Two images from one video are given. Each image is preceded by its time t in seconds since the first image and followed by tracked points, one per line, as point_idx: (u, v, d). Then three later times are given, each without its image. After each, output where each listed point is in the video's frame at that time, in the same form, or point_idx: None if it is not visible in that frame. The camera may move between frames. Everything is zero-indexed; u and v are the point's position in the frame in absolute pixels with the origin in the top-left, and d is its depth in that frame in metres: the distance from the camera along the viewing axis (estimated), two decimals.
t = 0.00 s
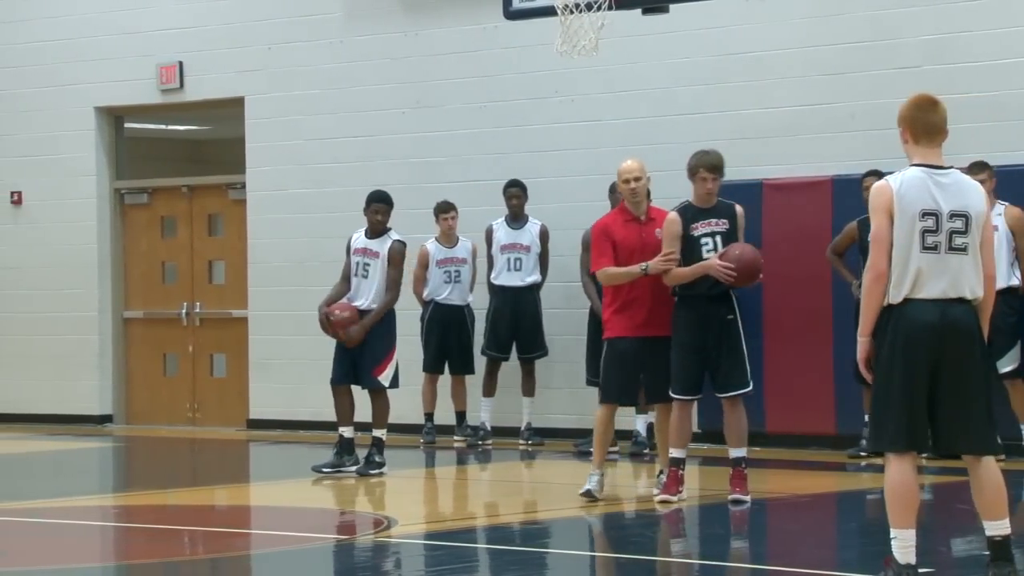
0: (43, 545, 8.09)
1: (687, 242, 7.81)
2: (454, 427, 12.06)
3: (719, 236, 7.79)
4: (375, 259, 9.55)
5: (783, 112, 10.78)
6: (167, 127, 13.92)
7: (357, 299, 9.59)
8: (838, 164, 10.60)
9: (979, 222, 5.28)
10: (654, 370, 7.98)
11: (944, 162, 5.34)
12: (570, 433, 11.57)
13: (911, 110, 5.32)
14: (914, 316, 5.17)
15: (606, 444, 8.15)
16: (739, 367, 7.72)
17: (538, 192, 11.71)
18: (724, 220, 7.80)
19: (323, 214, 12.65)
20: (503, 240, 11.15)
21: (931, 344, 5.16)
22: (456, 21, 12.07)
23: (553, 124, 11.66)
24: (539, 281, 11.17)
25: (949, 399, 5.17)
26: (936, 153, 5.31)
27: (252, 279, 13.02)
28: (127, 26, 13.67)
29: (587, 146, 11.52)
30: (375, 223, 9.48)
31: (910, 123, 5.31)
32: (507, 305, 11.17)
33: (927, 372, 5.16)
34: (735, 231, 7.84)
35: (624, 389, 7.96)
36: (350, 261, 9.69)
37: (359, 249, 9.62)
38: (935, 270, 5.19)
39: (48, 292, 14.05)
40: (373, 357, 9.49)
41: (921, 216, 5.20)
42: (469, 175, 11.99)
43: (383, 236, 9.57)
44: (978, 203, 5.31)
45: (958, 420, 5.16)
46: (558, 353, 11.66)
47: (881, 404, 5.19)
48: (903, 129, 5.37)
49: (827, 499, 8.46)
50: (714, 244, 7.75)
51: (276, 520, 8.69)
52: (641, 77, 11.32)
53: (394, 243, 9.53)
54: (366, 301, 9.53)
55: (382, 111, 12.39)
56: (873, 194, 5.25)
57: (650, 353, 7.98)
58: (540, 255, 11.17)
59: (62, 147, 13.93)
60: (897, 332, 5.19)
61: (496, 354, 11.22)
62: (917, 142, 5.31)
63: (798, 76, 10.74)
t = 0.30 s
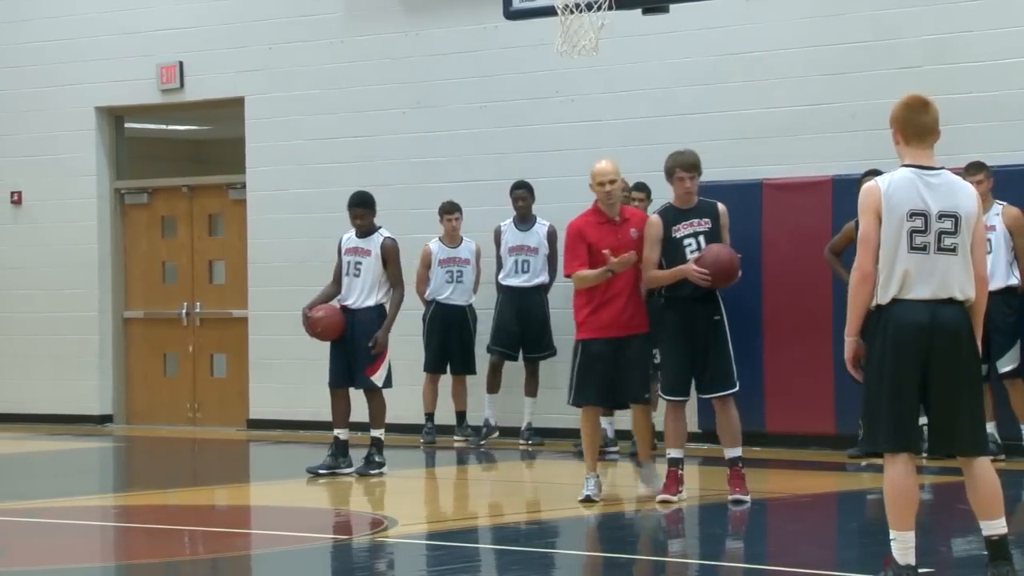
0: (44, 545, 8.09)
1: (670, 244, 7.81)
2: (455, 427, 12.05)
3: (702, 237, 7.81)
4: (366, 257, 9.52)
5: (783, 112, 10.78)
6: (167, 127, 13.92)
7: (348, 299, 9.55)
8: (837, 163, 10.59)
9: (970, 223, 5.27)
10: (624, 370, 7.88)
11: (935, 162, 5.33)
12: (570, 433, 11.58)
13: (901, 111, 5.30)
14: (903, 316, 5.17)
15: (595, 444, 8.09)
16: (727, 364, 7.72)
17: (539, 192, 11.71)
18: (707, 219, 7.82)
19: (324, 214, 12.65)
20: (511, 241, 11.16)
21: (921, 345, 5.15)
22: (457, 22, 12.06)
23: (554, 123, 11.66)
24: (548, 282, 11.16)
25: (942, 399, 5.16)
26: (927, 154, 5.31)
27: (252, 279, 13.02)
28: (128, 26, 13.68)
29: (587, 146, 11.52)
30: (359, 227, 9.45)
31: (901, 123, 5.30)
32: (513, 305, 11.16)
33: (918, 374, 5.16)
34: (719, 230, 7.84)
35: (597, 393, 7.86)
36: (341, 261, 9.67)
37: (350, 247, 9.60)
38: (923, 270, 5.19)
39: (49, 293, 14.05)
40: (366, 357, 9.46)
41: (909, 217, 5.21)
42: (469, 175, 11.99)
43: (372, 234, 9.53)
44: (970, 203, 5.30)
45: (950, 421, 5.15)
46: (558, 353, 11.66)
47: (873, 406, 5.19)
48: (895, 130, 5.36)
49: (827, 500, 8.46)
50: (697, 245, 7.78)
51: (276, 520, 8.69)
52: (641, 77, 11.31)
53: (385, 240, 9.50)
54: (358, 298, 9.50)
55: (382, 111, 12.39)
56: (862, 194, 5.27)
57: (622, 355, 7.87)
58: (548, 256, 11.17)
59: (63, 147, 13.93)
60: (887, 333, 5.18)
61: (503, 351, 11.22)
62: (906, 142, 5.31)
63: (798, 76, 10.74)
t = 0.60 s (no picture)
0: (46, 545, 8.09)
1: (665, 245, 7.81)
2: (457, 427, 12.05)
3: (698, 237, 7.83)
4: (358, 256, 9.51)
5: (784, 112, 10.78)
6: (169, 127, 13.92)
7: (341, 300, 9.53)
8: (839, 163, 10.59)
9: (978, 222, 5.25)
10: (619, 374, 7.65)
11: (943, 161, 5.32)
12: (572, 433, 11.58)
13: (909, 110, 5.31)
14: (910, 316, 5.17)
15: (594, 445, 8.07)
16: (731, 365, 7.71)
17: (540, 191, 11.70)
18: (702, 220, 7.84)
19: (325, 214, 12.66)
20: (514, 242, 11.12)
21: (929, 345, 5.15)
22: (459, 22, 12.06)
23: (556, 124, 11.66)
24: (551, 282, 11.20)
25: (951, 400, 5.16)
26: (935, 154, 5.31)
27: (254, 278, 13.02)
28: (130, 26, 13.68)
29: (589, 146, 11.52)
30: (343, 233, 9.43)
31: (909, 123, 5.31)
32: (516, 305, 11.18)
33: (927, 374, 5.15)
34: (714, 230, 7.87)
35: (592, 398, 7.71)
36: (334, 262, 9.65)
37: (342, 248, 9.60)
38: (930, 270, 5.19)
39: (51, 292, 14.05)
40: (360, 356, 9.47)
41: (915, 216, 5.20)
42: (471, 175, 11.99)
43: (362, 234, 9.52)
44: (977, 202, 5.28)
45: (960, 422, 5.14)
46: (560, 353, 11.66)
47: (882, 406, 5.19)
48: (903, 130, 5.36)
49: (829, 500, 8.45)
50: (693, 245, 7.79)
51: (278, 519, 8.69)
52: (643, 77, 11.31)
53: (376, 238, 9.50)
54: (350, 296, 9.49)
55: (384, 111, 12.39)
56: (868, 193, 5.27)
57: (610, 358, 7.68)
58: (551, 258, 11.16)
59: (66, 148, 13.94)
60: (894, 333, 5.19)
61: (513, 347, 11.21)
62: (914, 141, 5.31)
63: (800, 76, 10.73)
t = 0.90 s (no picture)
0: (48, 545, 8.09)
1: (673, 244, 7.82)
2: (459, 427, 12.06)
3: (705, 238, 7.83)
4: (347, 255, 9.51)
5: (786, 112, 10.77)
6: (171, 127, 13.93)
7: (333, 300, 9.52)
8: (842, 163, 10.58)
9: (994, 221, 5.24)
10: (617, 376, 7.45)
11: (957, 160, 5.31)
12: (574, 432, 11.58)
13: (925, 109, 5.30)
14: (925, 316, 5.17)
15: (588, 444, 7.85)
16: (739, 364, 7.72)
17: (542, 191, 11.70)
18: (709, 220, 7.84)
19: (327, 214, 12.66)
20: (511, 244, 11.14)
21: (945, 345, 5.15)
22: (461, 22, 12.06)
23: (557, 124, 11.66)
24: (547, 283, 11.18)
25: (966, 399, 5.16)
26: (951, 153, 5.29)
27: (256, 278, 13.03)
28: (132, 26, 13.69)
29: (591, 146, 11.52)
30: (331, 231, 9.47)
31: (925, 121, 5.29)
32: (514, 305, 11.16)
33: (943, 374, 5.16)
34: (721, 231, 7.86)
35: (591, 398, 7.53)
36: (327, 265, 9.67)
37: (332, 250, 9.61)
38: (944, 269, 5.18)
39: (53, 293, 14.06)
40: (354, 357, 9.46)
41: (930, 215, 5.19)
42: (473, 176, 11.99)
43: (351, 234, 9.54)
44: (993, 202, 5.27)
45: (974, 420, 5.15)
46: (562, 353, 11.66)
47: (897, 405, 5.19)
48: (919, 129, 5.35)
49: (832, 500, 8.45)
50: (700, 245, 7.79)
51: (279, 519, 8.69)
52: (645, 77, 11.31)
53: (364, 236, 9.49)
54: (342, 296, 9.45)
55: (386, 111, 12.40)
56: (883, 192, 5.25)
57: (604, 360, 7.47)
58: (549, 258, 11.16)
59: (68, 148, 13.95)
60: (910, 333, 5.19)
61: (516, 351, 11.20)
62: (930, 139, 5.29)
63: (802, 76, 10.73)
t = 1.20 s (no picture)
0: (51, 545, 8.11)
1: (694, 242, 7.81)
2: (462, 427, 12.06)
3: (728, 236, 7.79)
4: (346, 256, 9.52)
5: (789, 111, 10.76)
6: (174, 127, 13.94)
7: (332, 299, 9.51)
8: (846, 163, 10.56)
9: (1012, 221, 5.23)
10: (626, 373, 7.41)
11: (978, 159, 5.32)
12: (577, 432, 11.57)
13: (945, 108, 5.32)
14: (942, 315, 5.16)
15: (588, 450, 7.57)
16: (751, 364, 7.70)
17: (545, 191, 11.69)
18: (732, 219, 7.79)
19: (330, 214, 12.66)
20: (506, 242, 11.16)
21: (962, 343, 5.14)
22: (463, 22, 12.06)
23: (559, 124, 11.65)
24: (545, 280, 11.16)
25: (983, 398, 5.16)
26: (972, 152, 5.30)
27: (259, 278, 13.04)
28: (134, 27, 13.70)
29: (593, 146, 11.51)
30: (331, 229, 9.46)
31: (945, 120, 5.31)
32: (511, 304, 11.14)
33: (961, 372, 5.15)
34: (746, 229, 7.80)
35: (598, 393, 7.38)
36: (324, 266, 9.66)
37: (331, 250, 9.61)
38: (961, 268, 5.17)
39: (56, 292, 14.08)
40: (353, 357, 9.46)
41: (948, 214, 5.18)
42: (476, 175, 11.98)
43: (347, 234, 9.55)
44: (1011, 202, 5.25)
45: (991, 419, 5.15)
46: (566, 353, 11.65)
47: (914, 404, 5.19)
48: (938, 128, 5.36)
49: (836, 500, 8.43)
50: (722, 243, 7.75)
51: (281, 519, 8.70)
52: (647, 77, 11.30)
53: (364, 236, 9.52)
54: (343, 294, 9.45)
55: (387, 111, 12.40)
56: (901, 190, 5.25)
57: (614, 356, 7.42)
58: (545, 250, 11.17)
59: (70, 148, 13.96)
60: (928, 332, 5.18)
61: (515, 353, 11.20)
62: (948, 138, 5.31)
63: (804, 76, 10.71)
